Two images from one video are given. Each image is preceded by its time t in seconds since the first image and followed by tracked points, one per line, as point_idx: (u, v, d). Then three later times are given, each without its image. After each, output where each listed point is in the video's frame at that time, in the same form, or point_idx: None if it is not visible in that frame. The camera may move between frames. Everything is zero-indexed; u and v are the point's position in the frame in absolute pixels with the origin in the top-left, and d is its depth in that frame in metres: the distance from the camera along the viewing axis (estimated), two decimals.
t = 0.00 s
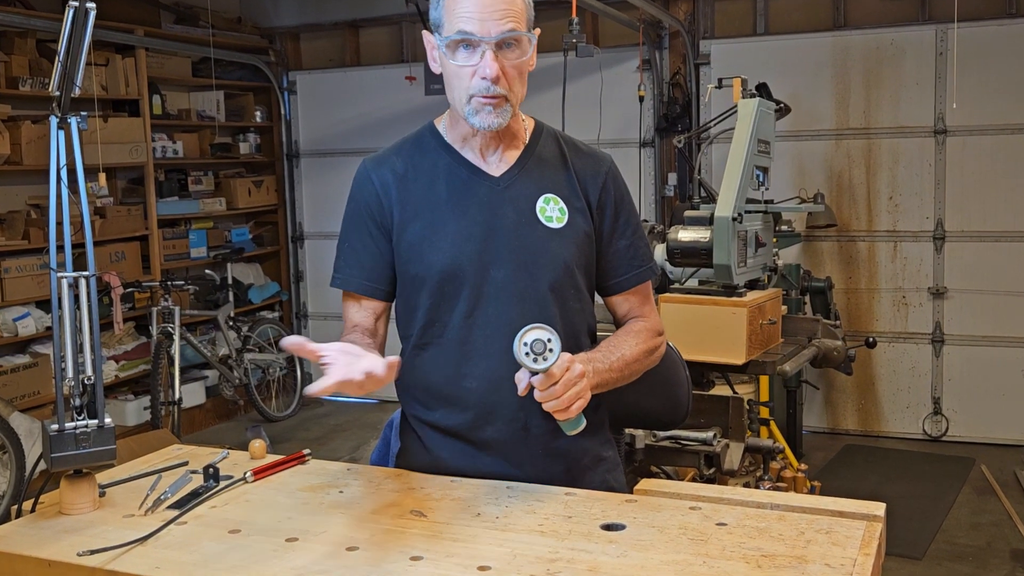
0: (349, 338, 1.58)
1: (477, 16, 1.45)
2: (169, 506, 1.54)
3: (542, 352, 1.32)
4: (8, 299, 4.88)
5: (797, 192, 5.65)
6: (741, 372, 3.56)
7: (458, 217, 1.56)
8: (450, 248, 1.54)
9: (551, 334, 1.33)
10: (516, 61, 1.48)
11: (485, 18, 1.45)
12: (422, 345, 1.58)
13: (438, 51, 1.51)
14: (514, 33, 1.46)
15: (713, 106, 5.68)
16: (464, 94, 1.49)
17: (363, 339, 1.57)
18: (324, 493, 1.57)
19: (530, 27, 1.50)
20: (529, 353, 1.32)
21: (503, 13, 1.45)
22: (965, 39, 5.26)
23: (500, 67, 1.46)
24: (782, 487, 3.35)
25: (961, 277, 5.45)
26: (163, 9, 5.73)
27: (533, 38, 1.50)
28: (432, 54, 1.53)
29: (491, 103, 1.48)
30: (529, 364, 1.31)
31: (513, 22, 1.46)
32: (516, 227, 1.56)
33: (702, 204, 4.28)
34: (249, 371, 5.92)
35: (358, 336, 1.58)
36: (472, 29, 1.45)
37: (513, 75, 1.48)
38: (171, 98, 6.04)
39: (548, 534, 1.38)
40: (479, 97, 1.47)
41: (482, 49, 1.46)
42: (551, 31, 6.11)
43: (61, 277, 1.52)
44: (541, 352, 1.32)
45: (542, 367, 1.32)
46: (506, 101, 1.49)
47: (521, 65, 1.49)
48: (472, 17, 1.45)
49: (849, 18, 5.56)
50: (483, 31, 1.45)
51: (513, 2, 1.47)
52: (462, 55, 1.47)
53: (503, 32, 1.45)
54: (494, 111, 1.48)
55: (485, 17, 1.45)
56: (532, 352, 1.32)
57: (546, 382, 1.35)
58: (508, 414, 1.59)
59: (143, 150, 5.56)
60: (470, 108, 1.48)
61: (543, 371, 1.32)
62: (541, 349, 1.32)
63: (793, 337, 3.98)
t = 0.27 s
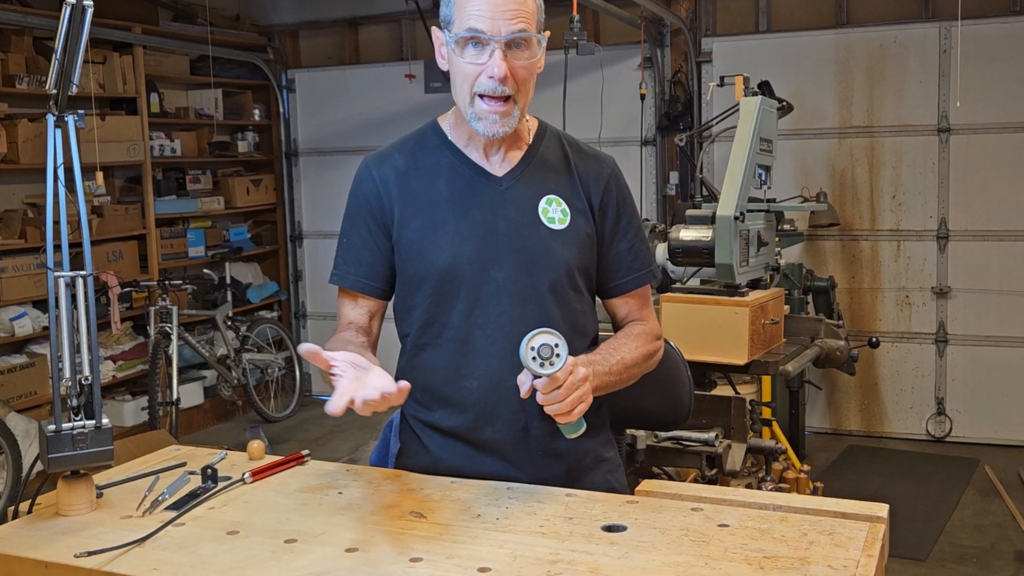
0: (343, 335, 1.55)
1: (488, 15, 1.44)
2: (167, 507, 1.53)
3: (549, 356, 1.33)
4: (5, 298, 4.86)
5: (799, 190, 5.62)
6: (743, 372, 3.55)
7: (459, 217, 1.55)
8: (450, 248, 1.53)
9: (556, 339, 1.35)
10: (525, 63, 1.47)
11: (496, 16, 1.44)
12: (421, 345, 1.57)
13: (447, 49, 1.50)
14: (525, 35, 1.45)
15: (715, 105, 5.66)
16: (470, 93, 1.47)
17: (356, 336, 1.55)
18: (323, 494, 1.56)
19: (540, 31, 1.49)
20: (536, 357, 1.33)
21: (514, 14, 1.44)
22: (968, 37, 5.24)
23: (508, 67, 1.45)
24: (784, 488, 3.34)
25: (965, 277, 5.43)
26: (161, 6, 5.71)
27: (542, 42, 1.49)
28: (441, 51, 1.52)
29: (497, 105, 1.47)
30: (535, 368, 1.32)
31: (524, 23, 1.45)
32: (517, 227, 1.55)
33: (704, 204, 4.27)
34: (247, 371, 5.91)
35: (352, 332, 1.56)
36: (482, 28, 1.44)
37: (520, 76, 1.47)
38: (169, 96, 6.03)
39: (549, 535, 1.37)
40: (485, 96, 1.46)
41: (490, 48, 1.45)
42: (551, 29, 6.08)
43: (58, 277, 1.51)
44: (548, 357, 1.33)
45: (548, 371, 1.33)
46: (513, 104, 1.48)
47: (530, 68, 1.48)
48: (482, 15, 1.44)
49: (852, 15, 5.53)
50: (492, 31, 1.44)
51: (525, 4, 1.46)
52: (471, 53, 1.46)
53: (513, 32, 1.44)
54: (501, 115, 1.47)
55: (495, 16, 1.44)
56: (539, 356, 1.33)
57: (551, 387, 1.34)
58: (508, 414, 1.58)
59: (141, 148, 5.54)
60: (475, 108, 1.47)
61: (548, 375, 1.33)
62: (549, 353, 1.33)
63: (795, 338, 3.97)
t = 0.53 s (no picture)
0: (349, 340, 1.56)
1: (479, 55, 1.41)
2: (165, 508, 1.52)
3: (505, 361, 1.28)
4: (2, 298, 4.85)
5: (802, 189, 5.60)
6: (746, 372, 3.54)
7: (459, 217, 1.53)
8: (451, 247, 1.52)
9: (511, 341, 1.29)
10: (519, 92, 1.46)
11: (486, 58, 1.41)
12: (421, 346, 1.56)
13: (439, 71, 1.48)
14: (517, 73, 1.43)
15: (716, 103, 5.65)
16: (466, 119, 1.49)
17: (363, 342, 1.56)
18: (322, 495, 1.55)
19: (532, 50, 1.46)
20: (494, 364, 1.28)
21: (505, 50, 1.42)
22: (972, 34, 5.22)
23: (502, 103, 1.45)
24: (786, 489, 3.32)
25: (968, 277, 5.41)
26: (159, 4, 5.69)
27: (535, 63, 1.46)
28: (433, 69, 1.50)
29: (492, 132, 1.48)
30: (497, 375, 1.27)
31: (515, 59, 1.42)
32: (518, 227, 1.54)
33: (705, 202, 4.25)
34: (246, 371, 5.90)
35: (359, 338, 1.57)
36: (473, 71, 1.42)
37: (515, 105, 1.47)
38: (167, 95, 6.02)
39: (549, 537, 1.36)
40: (480, 127, 1.48)
41: (483, 87, 1.44)
42: (552, 26, 6.07)
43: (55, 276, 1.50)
44: (505, 362, 1.28)
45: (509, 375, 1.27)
46: (510, 129, 1.49)
47: (524, 94, 1.47)
48: (472, 54, 1.42)
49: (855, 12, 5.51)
50: (483, 72, 1.42)
51: (514, 35, 1.42)
52: (465, 88, 1.45)
53: (505, 72, 1.42)
54: (497, 139, 1.49)
55: (486, 56, 1.41)
56: (496, 363, 1.28)
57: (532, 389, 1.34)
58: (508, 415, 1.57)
59: (139, 147, 5.53)
60: (473, 134, 1.49)
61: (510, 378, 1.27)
62: (504, 358, 1.28)
63: (798, 338, 3.95)
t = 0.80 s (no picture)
0: (351, 342, 1.54)
1: (471, 63, 1.41)
2: (163, 509, 1.50)
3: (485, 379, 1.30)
4: None
5: (804, 188, 5.58)
6: (747, 372, 3.52)
7: (457, 217, 1.53)
8: (449, 248, 1.51)
9: (489, 359, 1.31)
10: (513, 98, 1.45)
11: (479, 66, 1.40)
12: (419, 347, 1.56)
13: (433, 74, 1.47)
14: (510, 81, 1.42)
15: (718, 101, 5.64)
16: (459, 123, 1.48)
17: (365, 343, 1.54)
18: (321, 497, 1.53)
19: (526, 55, 1.45)
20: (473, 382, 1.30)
21: (498, 58, 1.41)
22: (976, 32, 5.20)
23: (495, 110, 1.44)
24: (789, 490, 3.31)
25: (972, 277, 5.38)
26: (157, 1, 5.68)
27: (529, 68, 1.45)
28: (427, 71, 1.49)
29: (486, 137, 1.48)
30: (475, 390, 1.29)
31: (509, 66, 1.42)
32: (516, 226, 1.53)
33: (707, 202, 4.23)
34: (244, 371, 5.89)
35: (361, 339, 1.54)
36: (466, 79, 1.42)
37: (509, 111, 1.46)
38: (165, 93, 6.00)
39: (550, 538, 1.35)
40: (474, 132, 1.47)
41: (476, 95, 1.43)
42: (553, 24, 6.05)
43: (52, 276, 1.49)
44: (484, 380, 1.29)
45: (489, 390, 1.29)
46: (504, 134, 1.49)
47: (518, 100, 1.46)
48: (465, 62, 1.41)
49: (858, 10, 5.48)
50: (476, 81, 1.41)
51: (508, 42, 1.41)
52: (457, 95, 1.45)
53: (498, 80, 1.41)
54: (490, 144, 1.49)
55: (478, 65, 1.40)
56: (477, 381, 1.30)
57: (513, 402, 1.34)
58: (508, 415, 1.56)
59: (136, 146, 5.52)
60: (467, 139, 1.49)
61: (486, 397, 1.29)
62: (484, 376, 1.30)
63: (800, 338, 3.95)
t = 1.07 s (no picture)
0: (347, 344, 1.54)
1: (465, 61, 1.40)
2: (161, 510, 1.49)
3: (490, 376, 1.31)
4: None
5: (806, 187, 5.55)
6: (749, 373, 3.51)
7: (453, 217, 1.52)
8: (445, 248, 1.50)
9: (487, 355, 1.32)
10: (508, 95, 1.44)
11: (473, 63, 1.40)
12: (416, 348, 1.55)
13: (426, 73, 1.47)
14: (505, 78, 1.42)
15: (720, 99, 5.61)
16: (454, 122, 1.48)
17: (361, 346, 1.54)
18: (320, 498, 1.52)
19: (520, 51, 1.44)
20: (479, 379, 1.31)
21: (492, 55, 1.40)
22: (980, 29, 5.16)
23: (490, 107, 1.44)
24: (791, 491, 3.30)
25: (976, 276, 5.35)
26: None
27: (523, 64, 1.44)
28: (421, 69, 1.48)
29: (481, 136, 1.47)
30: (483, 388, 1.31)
31: (503, 63, 1.41)
32: (513, 226, 1.52)
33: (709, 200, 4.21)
34: (242, 371, 5.87)
35: (357, 341, 1.55)
36: (460, 77, 1.41)
37: (504, 108, 1.45)
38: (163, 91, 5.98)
39: (551, 539, 1.34)
40: (469, 130, 1.47)
41: (471, 93, 1.42)
42: (554, 22, 6.03)
43: (49, 275, 1.48)
44: (489, 377, 1.31)
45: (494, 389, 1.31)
46: (500, 131, 1.48)
47: (512, 98, 1.46)
48: (459, 60, 1.40)
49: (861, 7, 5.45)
50: (471, 79, 1.40)
51: (501, 38, 1.40)
52: (452, 93, 1.44)
53: (492, 77, 1.41)
54: (486, 142, 1.48)
55: (472, 62, 1.40)
56: (481, 379, 1.31)
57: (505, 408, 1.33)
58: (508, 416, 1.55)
59: (134, 144, 5.51)
60: (462, 137, 1.49)
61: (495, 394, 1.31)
62: (488, 373, 1.31)
63: (803, 337, 3.94)
